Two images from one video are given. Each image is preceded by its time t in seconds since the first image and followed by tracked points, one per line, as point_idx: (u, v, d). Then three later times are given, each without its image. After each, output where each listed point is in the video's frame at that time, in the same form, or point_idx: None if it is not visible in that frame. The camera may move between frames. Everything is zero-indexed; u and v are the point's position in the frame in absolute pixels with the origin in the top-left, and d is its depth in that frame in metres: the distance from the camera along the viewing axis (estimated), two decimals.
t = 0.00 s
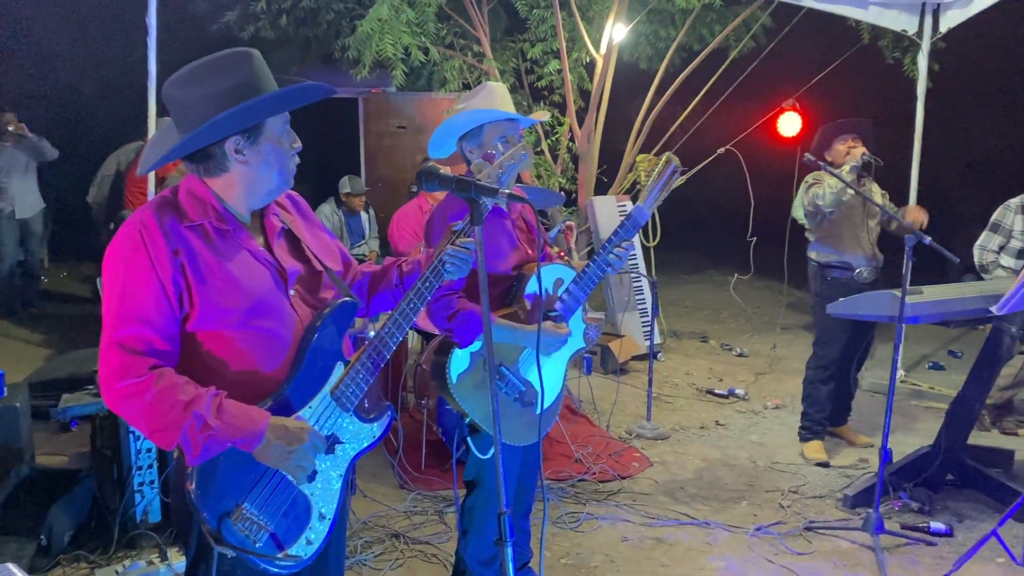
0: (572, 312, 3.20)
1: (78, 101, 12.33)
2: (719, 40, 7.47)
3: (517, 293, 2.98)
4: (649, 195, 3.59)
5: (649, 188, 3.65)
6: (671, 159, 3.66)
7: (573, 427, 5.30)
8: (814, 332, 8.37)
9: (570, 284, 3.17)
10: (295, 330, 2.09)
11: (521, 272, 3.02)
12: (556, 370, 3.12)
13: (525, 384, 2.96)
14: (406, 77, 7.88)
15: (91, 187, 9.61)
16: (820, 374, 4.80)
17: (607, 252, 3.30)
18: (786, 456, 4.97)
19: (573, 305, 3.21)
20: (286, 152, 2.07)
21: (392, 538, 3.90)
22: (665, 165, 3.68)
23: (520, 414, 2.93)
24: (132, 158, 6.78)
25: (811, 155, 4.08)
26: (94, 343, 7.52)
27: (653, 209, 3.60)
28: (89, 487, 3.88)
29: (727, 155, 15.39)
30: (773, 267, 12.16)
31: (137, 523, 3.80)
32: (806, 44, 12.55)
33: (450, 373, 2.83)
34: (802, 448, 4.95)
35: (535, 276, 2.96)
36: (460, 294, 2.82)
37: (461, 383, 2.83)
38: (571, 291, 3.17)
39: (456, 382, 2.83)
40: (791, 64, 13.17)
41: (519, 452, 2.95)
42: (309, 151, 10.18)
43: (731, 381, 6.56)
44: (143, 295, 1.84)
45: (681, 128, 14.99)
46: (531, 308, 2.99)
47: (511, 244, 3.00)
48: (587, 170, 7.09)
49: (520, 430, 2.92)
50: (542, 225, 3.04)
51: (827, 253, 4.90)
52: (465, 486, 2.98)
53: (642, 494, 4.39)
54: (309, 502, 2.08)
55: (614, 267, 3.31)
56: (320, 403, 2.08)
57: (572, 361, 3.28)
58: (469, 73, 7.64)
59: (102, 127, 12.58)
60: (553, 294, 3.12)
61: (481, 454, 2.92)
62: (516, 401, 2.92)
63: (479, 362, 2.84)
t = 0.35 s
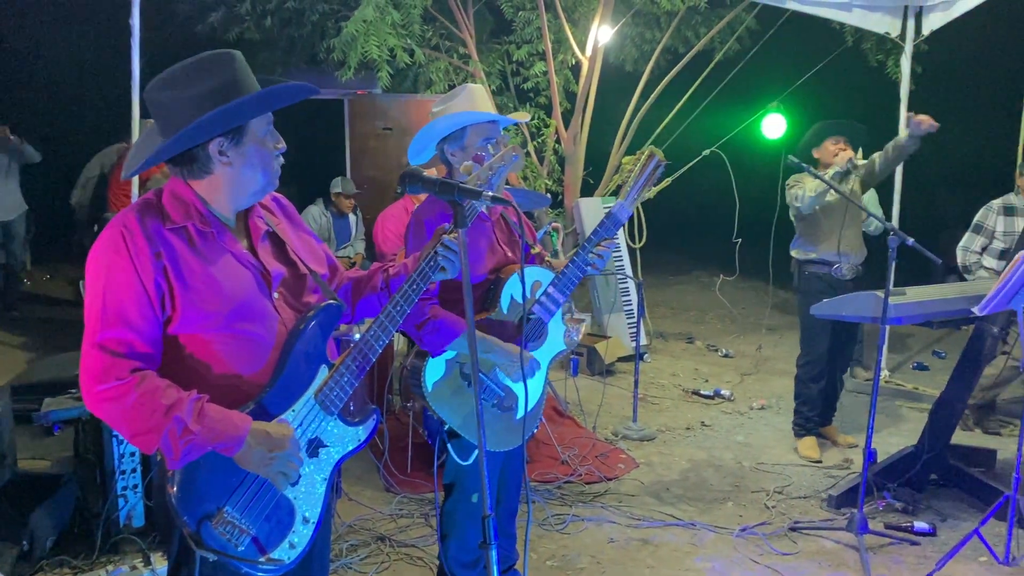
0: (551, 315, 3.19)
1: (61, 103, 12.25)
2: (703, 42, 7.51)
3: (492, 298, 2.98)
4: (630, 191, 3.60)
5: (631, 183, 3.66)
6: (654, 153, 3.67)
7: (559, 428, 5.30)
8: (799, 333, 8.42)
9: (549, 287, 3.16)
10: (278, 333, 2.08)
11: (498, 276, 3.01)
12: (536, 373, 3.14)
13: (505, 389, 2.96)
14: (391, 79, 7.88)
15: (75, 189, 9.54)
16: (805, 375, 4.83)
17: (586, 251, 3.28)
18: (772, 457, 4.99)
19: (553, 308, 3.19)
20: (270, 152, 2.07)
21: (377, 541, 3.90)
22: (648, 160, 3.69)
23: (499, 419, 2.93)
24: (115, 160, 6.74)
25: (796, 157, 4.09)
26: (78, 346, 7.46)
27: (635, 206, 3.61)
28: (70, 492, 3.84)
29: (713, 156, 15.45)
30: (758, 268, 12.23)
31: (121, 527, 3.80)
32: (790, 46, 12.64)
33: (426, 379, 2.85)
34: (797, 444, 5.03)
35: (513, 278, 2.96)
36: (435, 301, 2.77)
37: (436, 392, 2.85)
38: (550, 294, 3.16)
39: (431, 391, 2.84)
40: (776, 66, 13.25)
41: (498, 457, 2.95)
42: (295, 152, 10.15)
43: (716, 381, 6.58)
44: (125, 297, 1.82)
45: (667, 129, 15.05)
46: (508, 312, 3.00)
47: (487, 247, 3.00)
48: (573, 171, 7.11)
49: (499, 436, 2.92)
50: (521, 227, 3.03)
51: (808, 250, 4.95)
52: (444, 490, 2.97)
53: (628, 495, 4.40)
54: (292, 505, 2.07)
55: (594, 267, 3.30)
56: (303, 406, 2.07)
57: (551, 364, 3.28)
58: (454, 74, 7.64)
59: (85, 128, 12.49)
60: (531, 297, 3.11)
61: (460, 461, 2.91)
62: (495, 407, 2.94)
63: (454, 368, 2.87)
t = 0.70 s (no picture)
0: (538, 320, 3.18)
1: (48, 105, 12.19)
2: (691, 45, 7.53)
3: (482, 300, 2.98)
4: (622, 200, 3.62)
5: (622, 192, 3.68)
6: (645, 163, 3.69)
7: (548, 430, 5.30)
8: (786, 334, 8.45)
9: (538, 291, 3.17)
10: (264, 335, 2.07)
11: (487, 278, 3.01)
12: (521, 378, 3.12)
13: (489, 391, 2.95)
14: (380, 80, 7.87)
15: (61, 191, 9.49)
16: (794, 377, 4.85)
17: (576, 258, 3.30)
18: (759, 457, 5.00)
19: (541, 311, 3.19)
20: (260, 155, 2.05)
21: (365, 543, 3.89)
22: (639, 170, 3.71)
23: (483, 422, 2.91)
24: (101, 161, 6.70)
25: (783, 159, 4.10)
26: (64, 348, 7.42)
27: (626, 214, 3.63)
28: (54, 498, 3.85)
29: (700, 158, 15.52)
30: (746, 270, 12.27)
31: (106, 531, 3.75)
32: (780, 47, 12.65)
33: (412, 378, 2.84)
34: (785, 444, 5.05)
35: (501, 281, 2.96)
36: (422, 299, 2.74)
37: (421, 391, 2.85)
38: (539, 298, 3.16)
39: (416, 389, 2.84)
40: (764, 67, 13.32)
41: (480, 459, 2.94)
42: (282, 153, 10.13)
43: (705, 383, 6.59)
44: (109, 298, 1.80)
45: (656, 131, 15.10)
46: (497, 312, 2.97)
47: (477, 250, 3.00)
48: (562, 173, 7.12)
49: (482, 439, 2.90)
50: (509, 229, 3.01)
51: (791, 251, 4.99)
52: (426, 490, 2.98)
53: (616, 496, 4.40)
54: (276, 509, 2.06)
55: (582, 274, 3.33)
56: (287, 409, 2.06)
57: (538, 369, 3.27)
58: (443, 76, 7.64)
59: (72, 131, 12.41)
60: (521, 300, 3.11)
61: (442, 462, 2.90)
62: (478, 410, 2.91)
63: (439, 369, 2.86)
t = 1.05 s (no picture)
0: (533, 321, 3.20)
1: (40, 107, 12.14)
2: (683, 46, 7.54)
3: (478, 301, 2.98)
4: (614, 201, 3.63)
5: (614, 193, 3.69)
6: (638, 165, 3.70)
7: (541, 431, 5.31)
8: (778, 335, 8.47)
9: (533, 292, 3.17)
10: (256, 335, 2.07)
11: (482, 279, 3.01)
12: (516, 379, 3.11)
13: (486, 393, 2.96)
14: (372, 82, 7.86)
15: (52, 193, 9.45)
16: (786, 378, 4.86)
17: (569, 260, 3.32)
18: (752, 458, 5.02)
19: (535, 313, 3.20)
20: (251, 157, 2.05)
21: (358, 546, 3.88)
22: (632, 171, 3.71)
23: (479, 423, 2.91)
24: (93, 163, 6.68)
25: (775, 161, 4.10)
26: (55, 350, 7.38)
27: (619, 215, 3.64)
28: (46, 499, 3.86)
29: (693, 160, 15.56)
30: (738, 271, 12.29)
31: (98, 534, 3.69)
32: (772, 48, 12.68)
33: (409, 381, 2.80)
34: (778, 445, 5.05)
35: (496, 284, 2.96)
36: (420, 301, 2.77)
37: (419, 392, 2.81)
38: (533, 300, 3.17)
39: (414, 392, 2.80)
40: (756, 69, 13.37)
41: (474, 461, 2.94)
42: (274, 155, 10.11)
43: (697, 384, 6.60)
44: (101, 299, 1.79)
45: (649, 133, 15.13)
46: (493, 316, 2.99)
47: (473, 250, 3.00)
48: (555, 175, 7.12)
49: (478, 440, 2.88)
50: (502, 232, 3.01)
51: (785, 256, 4.98)
52: (418, 492, 2.96)
53: (609, 498, 4.41)
54: (271, 509, 2.06)
55: (575, 276, 3.34)
56: (281, 409, 2.05)
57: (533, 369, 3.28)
58: (435, 77, 7.64)
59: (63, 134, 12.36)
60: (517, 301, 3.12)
61: (438, 463, 2.89)
62: (474, 411, 2.91)
63: (437, 371, 2.84)
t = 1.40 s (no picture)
0: (536, 322, 3.20)
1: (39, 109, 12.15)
2: (682, 47, 7.55)
3: (482, 302, 2.96)
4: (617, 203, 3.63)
5: (615, 195, 3.69)
6: (640, 168, 3.70)
7: (540, 432, 5.31)
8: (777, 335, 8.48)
9: (536, 293, 3.19)
10: (256, 337, 2.07)
11: (485, 280, 3.00)
12: (519, 379, 3.10)
13: (488, 393, 2.96)
14: (372, 83, 7.86)
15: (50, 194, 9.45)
16: (786, 379, 4.86)
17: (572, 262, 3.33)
18: (751, 458, 5.02)
19: (538, 313, 3.20)
20: (247, 158, 2.05)
21: (358, 547, 3.87)
22: (634, 173, 3.72)
23: (481, 423, 2.90)
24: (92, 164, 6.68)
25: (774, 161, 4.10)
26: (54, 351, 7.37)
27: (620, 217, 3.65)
28: (45, 501, 3.84)
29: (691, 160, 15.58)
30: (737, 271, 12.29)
31: (97, 535, 3.71)
32: (770, 49, 12.70)
33: (414, 382, 2.78)
34: (777, 446, 5.06)
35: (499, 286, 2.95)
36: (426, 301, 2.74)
37: (422, 392, 2.79)
38: (536, 300, 3.17)
39: (418, 392, 2.78)
40: (755, 69, 13.40)
41: (474, 461, 2.94)
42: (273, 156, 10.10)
43: (696, 384, 6.60)
44: (101, 302, 1.79)
45: (647, 134, 15.15)
46: (496, 315, 2.98)
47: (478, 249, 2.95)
48: (554, 176, 7.13)
49: (479, 439, 2.88)
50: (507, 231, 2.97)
51: (788, 263, 4.99)
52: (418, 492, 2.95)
53: (608, 498, 4.41)
54: (271, 511, 2.05)
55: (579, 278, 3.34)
56: (281, 410, 2.05)
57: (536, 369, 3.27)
58: (434, 78, 7.64)
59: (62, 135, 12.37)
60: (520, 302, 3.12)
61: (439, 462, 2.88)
62: (476, 411, 2.91)
63: (441, 371, 2.82)
